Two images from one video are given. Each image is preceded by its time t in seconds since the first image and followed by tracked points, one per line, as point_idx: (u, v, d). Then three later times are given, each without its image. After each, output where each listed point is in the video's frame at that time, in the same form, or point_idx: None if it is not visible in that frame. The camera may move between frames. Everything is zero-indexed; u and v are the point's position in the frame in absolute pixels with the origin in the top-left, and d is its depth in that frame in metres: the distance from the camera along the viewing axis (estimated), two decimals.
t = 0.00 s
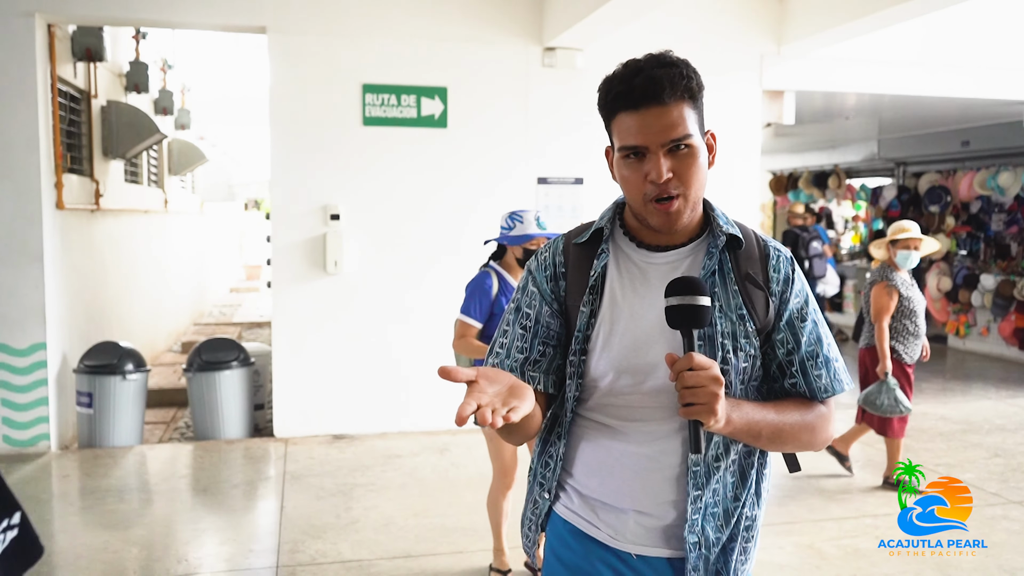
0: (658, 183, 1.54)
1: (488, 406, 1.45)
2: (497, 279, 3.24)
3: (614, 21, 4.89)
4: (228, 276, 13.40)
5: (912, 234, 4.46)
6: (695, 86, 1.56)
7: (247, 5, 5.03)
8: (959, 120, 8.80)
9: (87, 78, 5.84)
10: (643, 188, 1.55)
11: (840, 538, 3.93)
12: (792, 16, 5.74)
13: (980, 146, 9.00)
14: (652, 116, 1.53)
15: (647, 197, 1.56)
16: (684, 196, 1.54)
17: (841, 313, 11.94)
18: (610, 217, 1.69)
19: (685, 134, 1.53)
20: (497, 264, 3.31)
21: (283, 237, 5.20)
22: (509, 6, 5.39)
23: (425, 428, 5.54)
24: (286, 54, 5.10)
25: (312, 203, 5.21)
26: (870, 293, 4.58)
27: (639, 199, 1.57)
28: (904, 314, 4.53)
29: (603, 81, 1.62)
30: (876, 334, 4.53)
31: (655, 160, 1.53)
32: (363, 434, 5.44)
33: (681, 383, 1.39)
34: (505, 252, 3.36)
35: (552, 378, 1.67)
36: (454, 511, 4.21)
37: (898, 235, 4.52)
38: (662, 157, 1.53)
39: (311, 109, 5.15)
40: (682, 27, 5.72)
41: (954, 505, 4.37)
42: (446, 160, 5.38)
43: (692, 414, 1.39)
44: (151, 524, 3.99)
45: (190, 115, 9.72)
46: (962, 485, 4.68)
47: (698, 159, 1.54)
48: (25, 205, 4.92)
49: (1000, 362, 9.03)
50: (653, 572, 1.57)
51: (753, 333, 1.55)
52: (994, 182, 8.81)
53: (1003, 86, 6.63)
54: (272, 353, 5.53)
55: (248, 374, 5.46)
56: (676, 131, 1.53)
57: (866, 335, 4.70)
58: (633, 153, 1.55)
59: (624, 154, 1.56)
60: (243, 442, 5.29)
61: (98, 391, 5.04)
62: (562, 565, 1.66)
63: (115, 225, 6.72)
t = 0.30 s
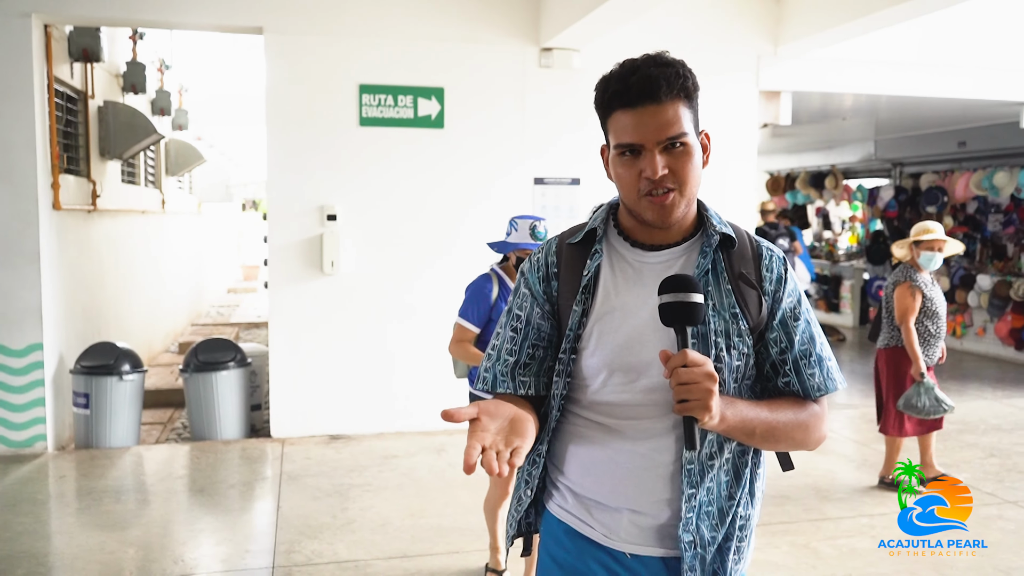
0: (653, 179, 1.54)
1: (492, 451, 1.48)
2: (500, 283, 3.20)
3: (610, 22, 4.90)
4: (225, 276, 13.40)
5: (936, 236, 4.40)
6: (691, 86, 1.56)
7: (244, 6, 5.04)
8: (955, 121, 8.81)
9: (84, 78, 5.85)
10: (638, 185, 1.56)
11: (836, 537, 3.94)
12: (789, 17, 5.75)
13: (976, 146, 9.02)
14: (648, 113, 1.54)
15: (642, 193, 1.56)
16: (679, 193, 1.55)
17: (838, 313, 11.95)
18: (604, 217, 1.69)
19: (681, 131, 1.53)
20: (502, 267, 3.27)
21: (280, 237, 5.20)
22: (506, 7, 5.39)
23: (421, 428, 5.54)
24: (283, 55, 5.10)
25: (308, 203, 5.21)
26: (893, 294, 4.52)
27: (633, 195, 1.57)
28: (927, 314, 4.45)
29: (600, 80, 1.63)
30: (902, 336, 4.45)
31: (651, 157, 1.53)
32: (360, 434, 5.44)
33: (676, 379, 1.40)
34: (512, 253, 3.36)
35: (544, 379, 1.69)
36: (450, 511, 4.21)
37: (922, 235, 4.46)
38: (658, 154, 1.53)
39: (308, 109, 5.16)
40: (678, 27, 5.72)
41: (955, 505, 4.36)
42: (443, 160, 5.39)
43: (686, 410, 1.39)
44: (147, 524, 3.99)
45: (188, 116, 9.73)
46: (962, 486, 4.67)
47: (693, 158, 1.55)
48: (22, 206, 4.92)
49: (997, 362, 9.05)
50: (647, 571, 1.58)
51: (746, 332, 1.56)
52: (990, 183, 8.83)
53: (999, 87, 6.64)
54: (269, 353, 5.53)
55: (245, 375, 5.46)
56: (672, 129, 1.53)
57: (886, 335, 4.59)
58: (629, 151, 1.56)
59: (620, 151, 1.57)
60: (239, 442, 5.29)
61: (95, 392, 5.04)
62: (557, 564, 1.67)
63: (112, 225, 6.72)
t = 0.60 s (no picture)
0: (655, 169, 1.54)
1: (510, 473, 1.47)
2: (496, 283, 3.16)
3: (605, 22, 4.90)
4: (221, 276, 13.40)
5: (966, 240, 4.37)
6: (687, 81, 1.59)
7: (239, 5, 5.03)
8: (949, 121, 8.80)
9: (80, 78, 5.83)
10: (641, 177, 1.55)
11: (830, 537, 3.95)
12: (784, 17, 5.76)
13: (971, 147, 9.00)
14: (647, 106, 1.56)
15: (644, 185, 1.56)
16: (681, 183, 1.54)
17: (834, 313, 11.97)
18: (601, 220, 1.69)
19: (680, 123, 1.56)
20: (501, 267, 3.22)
21: (275, 237, 5.20)
22: (501, 7, 5.39)
23: (417, 428, 5.53)
24: (279, 55, 5.10)
25: (304, 203, 5.21)
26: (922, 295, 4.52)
27: (636, 188, 1.56)
28: (959, 315, 4.45)
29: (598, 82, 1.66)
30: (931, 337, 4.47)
31: (652, 147, 1.54)
32: (355, 434, 5.44)
33: (671, 374, 1.40)
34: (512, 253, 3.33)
35: (538, 381, 1.70)
36: (446, 511, 4.21)
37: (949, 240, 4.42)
38: (659, 145, 1.54)
39: (304, 109, 5.15)
40: (674, 27, 5.73)
41: (955, 505, 4.37)
42: (439, 160, 5.39)
43: (682, 407, 1.39)
44: (142, 524, 3.99)
45: (183, 115, 9.72)
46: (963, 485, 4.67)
47: (692, 149, 1.56)
48: (17, 205, 4.91)
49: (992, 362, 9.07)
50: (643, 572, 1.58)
51: (741, 332, 1.56)
52: (984, 184, 8.91)
53: (993, 87, 6.66)
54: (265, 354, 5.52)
55: (241, 374, 5.45)
56: (672, 120, 1.56)
57: (918, 341, 4.60)
58: (631, 143, 1.56)
59: (621, 144, 1.57)
60: (235, 442, 5.29)
61: (90, 392, 5.03)
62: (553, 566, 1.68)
63: (107, 225, 6.71)
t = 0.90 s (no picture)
0: (655, 165, 1.53)
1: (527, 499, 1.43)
2: (469, 285, 3.10)
3: (603, 22, 4.90)
4: (219, 277, 13.40)
5: (998, 239, 4.37)
6: (685, 82, 1.60)
7: (236, 5, 5.03)
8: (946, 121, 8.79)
9: (76, 78, 5.83)
10: (641, 173, 1.55)
11: (828, 537, 3.95)
12: (781, 17, 5.77)
13: (969, 147, 8.96)
14: (647, 104, 1.56)
15: (643, 181, 1.55)
16: (681, 179, 1.54)
17: (832, 313, 11.99)
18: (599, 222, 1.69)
19: (679, 120, 1.56)
20: (484, 272, 3.16)
21: (273, 237, 5.19)
22: (498, 7, 5.39)
23: (415, 428, 5.53)
24: (276, 55, 5.09)
25: (301, 204, 5.21)
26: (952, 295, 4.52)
27: (635, 186, 1.56)
28: (989, 314, 4.46)
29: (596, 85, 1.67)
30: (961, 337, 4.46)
31: (653, 144, 1.54)
32: (353, 435, 5.44)
33: (671, 369, 1.40)
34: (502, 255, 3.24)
35: (535, 383, 1.70)
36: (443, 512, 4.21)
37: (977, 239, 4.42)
38: (659, 141, 1.54)
39: (302, 110, 5.15)
40: (671, 27, 5.73)
41: (954, 505, 4.37)
42: (437, 160, 5.39)
43: (684, 400, 1.39)
44: (139, 524, 3.99)
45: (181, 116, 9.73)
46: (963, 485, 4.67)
47: (691, 147, 1.56)
48: (14, 206, 4.90)
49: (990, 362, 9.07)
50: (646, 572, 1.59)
51: (740, 330, 1.56)
52: (983, 185, 8.91)
53: (990, 87, 6.67)
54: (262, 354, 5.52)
55: (238, 375, 5.45)
56: (672, 119, 1.56)
57: (947, 341, 4.61)
58: (632, 139, 1.56)
59: (621, 141, 1.57)
60: (232, 443, 5.29)
61: (87, 392, 5.03)
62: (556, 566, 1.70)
63: (104, 225, 6.70)
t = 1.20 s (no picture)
0: (678, 151, 1.54)
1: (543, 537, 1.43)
2: (410, 285, 2.88)
3: (600, 21, 4.90)
4: (218, 276, 13.40)
5: None
6: (698, 86, 1.65)
7: (233, 4, 5.02)
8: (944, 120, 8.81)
9: (73, 77, 5.83)
10: (663, 158, 1.55)
11: (824, 536, 3.95)
12: (779, 16, 5.76)
13: (966, 147, 8.98)
14: (670, 96, 1.59)
15: (663, 167, 1.55)
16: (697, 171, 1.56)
17: (829, 313, 11.99)
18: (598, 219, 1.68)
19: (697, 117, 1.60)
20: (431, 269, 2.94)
21: (270, 236, 5.19)
22: (495, 6, 5.39)
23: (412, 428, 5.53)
24: (273, 54, 5.09)
25: (298, 203, 5.21)
26: (982, 297, 4.52)
27: (655, 169, 1.56)
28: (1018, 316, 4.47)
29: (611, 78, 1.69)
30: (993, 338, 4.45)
31: (676, 132, 1.56)
32: (350, 434, 5.43)
33: (686, 358, 1.39)
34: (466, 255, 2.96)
35: (532, 383, 1.68)
36: (440, 512, 4.21)
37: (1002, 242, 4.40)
38: (682, 131, 1.56)
39: (299, 109, 5.15)
40: (668, 27, 5.73)
41: (955, 505, 4.37)
42: (435, 160, 5.38)
43: (701, 389, 1.39)
44: (136, 524, 3.99)
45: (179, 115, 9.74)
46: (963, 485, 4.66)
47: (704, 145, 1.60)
48: (11, 205, 4.90)
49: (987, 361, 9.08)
50: (656, 566, 1.58)
51: (740, 322, 1.56)
52: (983, 184, 8.85)
53: (986, 87, 6.68)
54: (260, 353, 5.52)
55: (236, 374, 5.45)
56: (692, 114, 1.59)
57: (976, 344, 4.60)
58: (655, 126, 1.57)
59: (645, 126, 1.57)
60: (229, 442, 5.29)
61: (84, 392, 5.02)
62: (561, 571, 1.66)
63: (102, 225, 6.70)
